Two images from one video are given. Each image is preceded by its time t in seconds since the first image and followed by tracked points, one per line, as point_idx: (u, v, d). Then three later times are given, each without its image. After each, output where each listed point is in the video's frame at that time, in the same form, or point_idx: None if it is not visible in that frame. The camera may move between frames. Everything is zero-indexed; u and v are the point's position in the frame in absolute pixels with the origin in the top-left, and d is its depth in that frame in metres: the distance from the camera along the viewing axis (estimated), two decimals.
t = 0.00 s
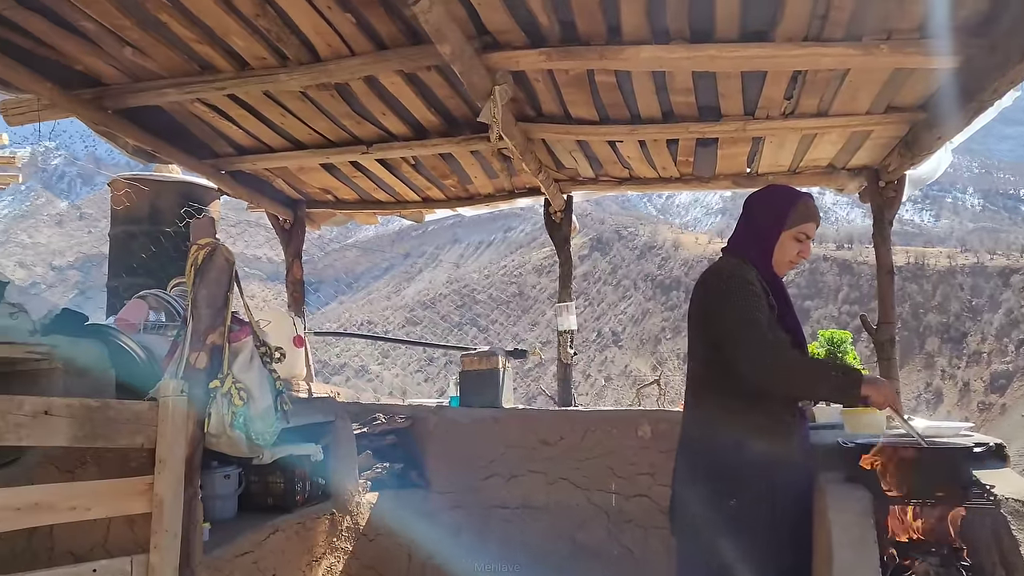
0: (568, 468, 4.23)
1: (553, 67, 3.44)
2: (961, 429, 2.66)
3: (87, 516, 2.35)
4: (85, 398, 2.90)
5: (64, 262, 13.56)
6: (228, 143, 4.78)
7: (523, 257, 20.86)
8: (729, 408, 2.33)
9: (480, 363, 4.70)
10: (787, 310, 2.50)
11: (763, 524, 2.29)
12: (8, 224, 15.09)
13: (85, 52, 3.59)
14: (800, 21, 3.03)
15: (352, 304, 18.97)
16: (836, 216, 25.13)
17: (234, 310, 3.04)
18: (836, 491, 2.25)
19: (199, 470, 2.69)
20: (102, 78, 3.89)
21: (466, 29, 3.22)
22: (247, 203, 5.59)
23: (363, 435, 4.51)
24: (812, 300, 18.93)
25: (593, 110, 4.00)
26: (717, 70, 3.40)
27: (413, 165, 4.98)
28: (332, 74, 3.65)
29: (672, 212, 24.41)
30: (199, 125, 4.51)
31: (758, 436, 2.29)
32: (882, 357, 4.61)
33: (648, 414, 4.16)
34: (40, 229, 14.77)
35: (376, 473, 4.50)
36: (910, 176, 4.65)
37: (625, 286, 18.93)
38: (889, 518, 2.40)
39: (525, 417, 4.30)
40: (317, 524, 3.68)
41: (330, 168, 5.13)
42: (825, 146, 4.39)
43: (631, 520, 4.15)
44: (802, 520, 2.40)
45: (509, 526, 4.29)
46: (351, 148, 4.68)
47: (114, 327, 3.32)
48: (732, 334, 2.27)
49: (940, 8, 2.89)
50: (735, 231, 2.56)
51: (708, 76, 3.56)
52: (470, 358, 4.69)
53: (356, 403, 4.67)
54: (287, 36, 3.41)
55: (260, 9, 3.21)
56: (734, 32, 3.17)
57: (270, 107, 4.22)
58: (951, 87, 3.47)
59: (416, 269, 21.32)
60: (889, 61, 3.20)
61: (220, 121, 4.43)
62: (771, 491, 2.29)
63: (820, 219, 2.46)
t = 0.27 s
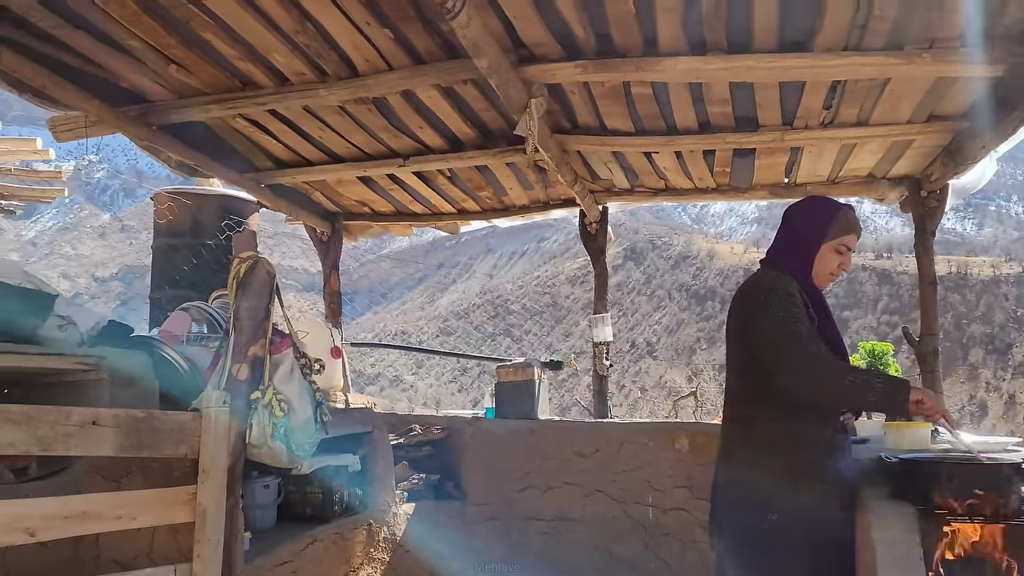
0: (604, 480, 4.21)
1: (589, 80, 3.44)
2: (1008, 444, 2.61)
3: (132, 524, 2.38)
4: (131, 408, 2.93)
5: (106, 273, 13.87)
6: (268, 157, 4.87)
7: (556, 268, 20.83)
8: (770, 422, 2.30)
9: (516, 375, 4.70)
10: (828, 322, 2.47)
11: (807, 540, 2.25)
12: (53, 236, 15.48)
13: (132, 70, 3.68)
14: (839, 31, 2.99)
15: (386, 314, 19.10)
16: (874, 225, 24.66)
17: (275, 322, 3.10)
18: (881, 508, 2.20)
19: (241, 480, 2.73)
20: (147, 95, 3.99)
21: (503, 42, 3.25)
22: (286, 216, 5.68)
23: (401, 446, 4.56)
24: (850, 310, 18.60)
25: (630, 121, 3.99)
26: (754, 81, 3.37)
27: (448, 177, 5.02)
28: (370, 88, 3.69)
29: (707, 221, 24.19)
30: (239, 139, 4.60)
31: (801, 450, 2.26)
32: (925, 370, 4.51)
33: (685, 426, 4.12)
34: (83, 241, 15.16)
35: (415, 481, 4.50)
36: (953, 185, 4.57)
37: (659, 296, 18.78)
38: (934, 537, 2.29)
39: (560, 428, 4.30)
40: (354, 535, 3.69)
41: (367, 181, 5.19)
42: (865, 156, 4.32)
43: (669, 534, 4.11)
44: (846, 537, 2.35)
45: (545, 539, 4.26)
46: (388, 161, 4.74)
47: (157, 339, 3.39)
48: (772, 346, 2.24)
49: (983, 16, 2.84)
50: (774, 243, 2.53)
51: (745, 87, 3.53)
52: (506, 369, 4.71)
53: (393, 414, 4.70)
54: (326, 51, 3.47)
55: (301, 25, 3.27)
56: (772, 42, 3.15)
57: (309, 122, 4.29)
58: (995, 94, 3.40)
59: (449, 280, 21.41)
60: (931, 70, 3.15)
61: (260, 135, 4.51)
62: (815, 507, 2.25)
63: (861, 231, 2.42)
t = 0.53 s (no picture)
0: (640, 490, 4.18)
1: (626, 89, 3.43)
2: None
3: (177, 531, 2.43)
4: (175, 416, 3.06)
5: (146, 283, 14.17)
6: (306, 169, 4.94)
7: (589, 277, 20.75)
8: (808, 431, 2.26)
9: (551, 385, 4.70)
10: (871, 332, 2.42)
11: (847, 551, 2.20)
12: (95, 246, 15.87)
13: (176, 84, 3.77)
14: (881, 37, 2.95)
15: (419, 323, 19.21)
16: (914, 232, 24.15)
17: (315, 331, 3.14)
18: (926, 521, 2.14)
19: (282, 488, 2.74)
20: (190, 109, 4.08)
21: (539, 53, 3.26)
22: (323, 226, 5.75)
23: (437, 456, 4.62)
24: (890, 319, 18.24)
25: (666, 130, 3.97)
26: (793, 89, 3.34)
27: (484, 187, 5.05)
28: (408, 100, 3.73)
29: (742, 229, 23.92)
30: (279, 151, 4.67)
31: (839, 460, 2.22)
32: (970, 380, 4.40)
33: (723, 437, 4.07)
34: (124, 251, 15.51)
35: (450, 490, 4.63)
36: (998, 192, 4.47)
37: (693, 305, 18.60)
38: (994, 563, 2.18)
39: (597, 438, 4.28)
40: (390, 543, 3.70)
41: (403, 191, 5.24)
42: (906, 163, 4.25)
43: (708, 546, 4.06)
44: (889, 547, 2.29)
45: (580, 550, 4.24)
46: (424, 171, 4.78)
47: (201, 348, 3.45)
48: (808, 353, 2.21)
49: None
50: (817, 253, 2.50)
51: (784, 94, 3.49)
52: (541, 379, 4.71)
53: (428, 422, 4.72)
54: (365, 63, 3.52)
55: (340, 39, 3.32)
56: (812, 49, 3.11)
57: (347, 133, 4.34)
58: None
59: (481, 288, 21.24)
60: (975, 75, 3.09)
61: (299, 147, 4.58)
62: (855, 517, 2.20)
63: (906, 240, 2.38)
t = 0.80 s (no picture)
0: (675, 501, 4.15)
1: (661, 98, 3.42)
2: None
3: (217, 539, 2.46)
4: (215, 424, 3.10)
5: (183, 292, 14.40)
6: (342, 179, 4.99)
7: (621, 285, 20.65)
8: (850, 444, 2.22)
9: (586, 395, 4.68)
10: (912, 342, 2.36)
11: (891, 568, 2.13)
12: (134, 256, 16.19)
13: (216, 98, 3.84)
14: (921, 42, 2.90)
15: (450, 332, 19.26)
16: (953, 240, 23.65)
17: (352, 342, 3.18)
18: (974, 535, 2.04)
19: (319, 497, 2.76)
20: (229, 121, 4.15)
21: (574, 62, 3.26)
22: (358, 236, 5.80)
23: (471, 464, 4.54)
24: (929, 329, 17.86)
25: (701, 138, 3.94)
26: (831, 96, 3.29)
27: (517, 197, 5.06)
28: (443, 110, 3.76)
29: (776, 237, 23.64)
30: (315, 162, 4.73)
31: (883, 474, 2.17)
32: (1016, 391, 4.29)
33: (761, 448, 4.02)
34: (161, 261, 15.80)
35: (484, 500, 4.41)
36: None
37: (727, 314, 18.39)
38: None
39: (633, 448, 4.27)
40: (426, 553, 3.68)
41: (437, 201, 5.28)
42: (947, 170, 4.17)
43: (745, 558, 4.00)
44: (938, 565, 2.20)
45: (615, 561, 4.19)
46: (458, 181, 4.80)
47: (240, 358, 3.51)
48: (849, 366, 2.17)
49: None
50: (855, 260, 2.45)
51: (821, 101, 3.45)
52: (576, 389, 4.69)
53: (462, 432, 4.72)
54: (400, 75, 3.55)
55: (377, 51, 3.36)
56: (850, 56, 3.07)
57: (382, 144, 4.38)
58: None
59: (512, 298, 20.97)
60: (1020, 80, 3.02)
61: (335, 158, 4.63)
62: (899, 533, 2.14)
63: (948, 248, 2.33)
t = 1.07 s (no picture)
0: (711, 512, 4.11)
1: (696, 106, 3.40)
2: None
3: (256, 545, 2.49)
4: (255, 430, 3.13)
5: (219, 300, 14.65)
6: (376, 188, 5.04)
7: (652, 293, 20.54)
8: (890, 454, 2.18)
9: (620, 403, 4.65)
10: (956, 352, 2.31)
11: None
12: (171, 265, 16.48)
13: (255, 109, 3.90)
14: (964, 47, 2.85)
15: (482, 340, 19.31)
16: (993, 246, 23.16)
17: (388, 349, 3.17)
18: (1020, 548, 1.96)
19: (354, 504, 2.77)
20: (267, 132, 4.22)
21: (608, 71, 3.26)
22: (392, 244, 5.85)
23: (504, 472, 4.50)
24: (969, 337, 17.50)
25: (737, 145, 3.91)
26: (870, 102, 3.25)
27: (551, 205, 5.06)
28: (477, 120, 3.78)
29: (809, 243, 23.35)
30: (350, 172, 4.78)
31: (924, 486, 2.13)
32: None
33: (798, 458, 3.99)
34: (198, 270, 16.06)
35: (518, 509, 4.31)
36: None
37: (760, 322, 18.19)
38: None
39: (668, 457, 4.23)
40: (461, 563, 3.69)
41: (471, 210, 5.31)
42: (990, 176, 4.08)
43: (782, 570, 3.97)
44: None
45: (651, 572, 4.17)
46: (491, 190, 4.83)
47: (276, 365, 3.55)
48: (886, 376, 2.13)
49: None
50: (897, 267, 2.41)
51: (859, 108, 3.41)
52: (610, 398, 4.67)
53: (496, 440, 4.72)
54: (435, 85, 3.58)
55: (412, 62, 3.39)
56: (890, 62, 3.03)
57: (417, 153, 4.42)
58: None
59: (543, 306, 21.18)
60: None
61: (370, 168, 4.68)
62: (942, 547, 2.08)
63: (993, 256, 2.27)
